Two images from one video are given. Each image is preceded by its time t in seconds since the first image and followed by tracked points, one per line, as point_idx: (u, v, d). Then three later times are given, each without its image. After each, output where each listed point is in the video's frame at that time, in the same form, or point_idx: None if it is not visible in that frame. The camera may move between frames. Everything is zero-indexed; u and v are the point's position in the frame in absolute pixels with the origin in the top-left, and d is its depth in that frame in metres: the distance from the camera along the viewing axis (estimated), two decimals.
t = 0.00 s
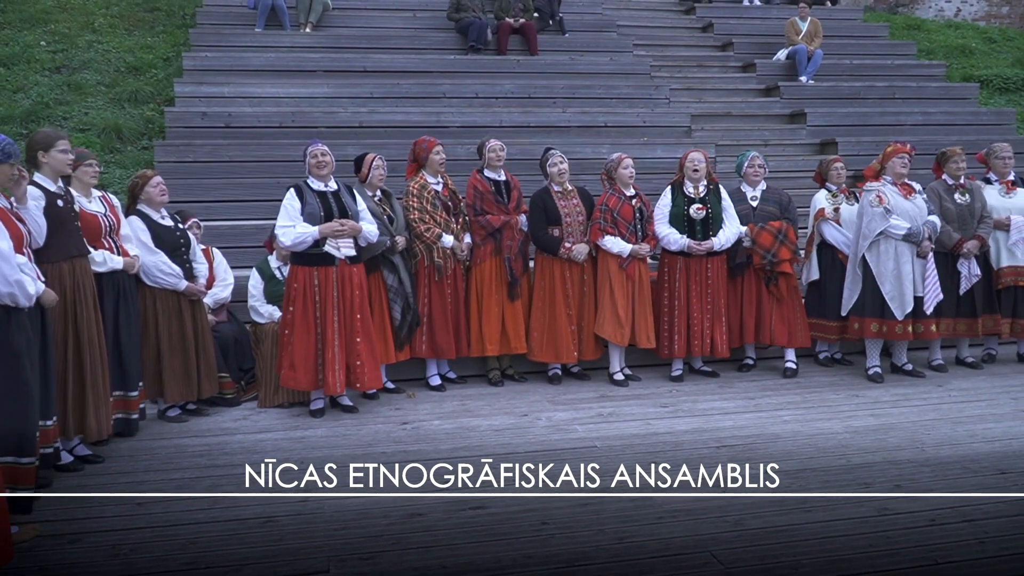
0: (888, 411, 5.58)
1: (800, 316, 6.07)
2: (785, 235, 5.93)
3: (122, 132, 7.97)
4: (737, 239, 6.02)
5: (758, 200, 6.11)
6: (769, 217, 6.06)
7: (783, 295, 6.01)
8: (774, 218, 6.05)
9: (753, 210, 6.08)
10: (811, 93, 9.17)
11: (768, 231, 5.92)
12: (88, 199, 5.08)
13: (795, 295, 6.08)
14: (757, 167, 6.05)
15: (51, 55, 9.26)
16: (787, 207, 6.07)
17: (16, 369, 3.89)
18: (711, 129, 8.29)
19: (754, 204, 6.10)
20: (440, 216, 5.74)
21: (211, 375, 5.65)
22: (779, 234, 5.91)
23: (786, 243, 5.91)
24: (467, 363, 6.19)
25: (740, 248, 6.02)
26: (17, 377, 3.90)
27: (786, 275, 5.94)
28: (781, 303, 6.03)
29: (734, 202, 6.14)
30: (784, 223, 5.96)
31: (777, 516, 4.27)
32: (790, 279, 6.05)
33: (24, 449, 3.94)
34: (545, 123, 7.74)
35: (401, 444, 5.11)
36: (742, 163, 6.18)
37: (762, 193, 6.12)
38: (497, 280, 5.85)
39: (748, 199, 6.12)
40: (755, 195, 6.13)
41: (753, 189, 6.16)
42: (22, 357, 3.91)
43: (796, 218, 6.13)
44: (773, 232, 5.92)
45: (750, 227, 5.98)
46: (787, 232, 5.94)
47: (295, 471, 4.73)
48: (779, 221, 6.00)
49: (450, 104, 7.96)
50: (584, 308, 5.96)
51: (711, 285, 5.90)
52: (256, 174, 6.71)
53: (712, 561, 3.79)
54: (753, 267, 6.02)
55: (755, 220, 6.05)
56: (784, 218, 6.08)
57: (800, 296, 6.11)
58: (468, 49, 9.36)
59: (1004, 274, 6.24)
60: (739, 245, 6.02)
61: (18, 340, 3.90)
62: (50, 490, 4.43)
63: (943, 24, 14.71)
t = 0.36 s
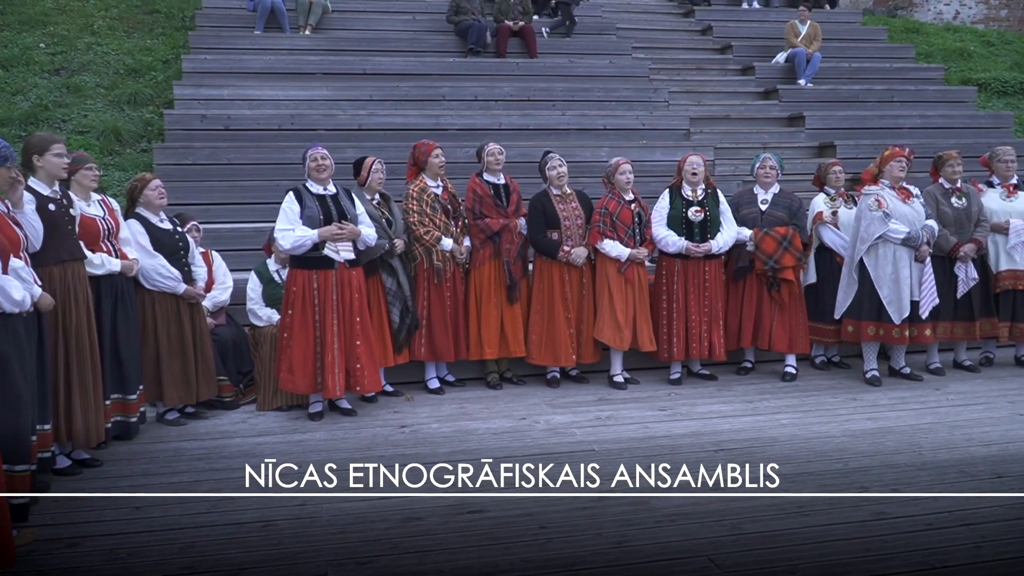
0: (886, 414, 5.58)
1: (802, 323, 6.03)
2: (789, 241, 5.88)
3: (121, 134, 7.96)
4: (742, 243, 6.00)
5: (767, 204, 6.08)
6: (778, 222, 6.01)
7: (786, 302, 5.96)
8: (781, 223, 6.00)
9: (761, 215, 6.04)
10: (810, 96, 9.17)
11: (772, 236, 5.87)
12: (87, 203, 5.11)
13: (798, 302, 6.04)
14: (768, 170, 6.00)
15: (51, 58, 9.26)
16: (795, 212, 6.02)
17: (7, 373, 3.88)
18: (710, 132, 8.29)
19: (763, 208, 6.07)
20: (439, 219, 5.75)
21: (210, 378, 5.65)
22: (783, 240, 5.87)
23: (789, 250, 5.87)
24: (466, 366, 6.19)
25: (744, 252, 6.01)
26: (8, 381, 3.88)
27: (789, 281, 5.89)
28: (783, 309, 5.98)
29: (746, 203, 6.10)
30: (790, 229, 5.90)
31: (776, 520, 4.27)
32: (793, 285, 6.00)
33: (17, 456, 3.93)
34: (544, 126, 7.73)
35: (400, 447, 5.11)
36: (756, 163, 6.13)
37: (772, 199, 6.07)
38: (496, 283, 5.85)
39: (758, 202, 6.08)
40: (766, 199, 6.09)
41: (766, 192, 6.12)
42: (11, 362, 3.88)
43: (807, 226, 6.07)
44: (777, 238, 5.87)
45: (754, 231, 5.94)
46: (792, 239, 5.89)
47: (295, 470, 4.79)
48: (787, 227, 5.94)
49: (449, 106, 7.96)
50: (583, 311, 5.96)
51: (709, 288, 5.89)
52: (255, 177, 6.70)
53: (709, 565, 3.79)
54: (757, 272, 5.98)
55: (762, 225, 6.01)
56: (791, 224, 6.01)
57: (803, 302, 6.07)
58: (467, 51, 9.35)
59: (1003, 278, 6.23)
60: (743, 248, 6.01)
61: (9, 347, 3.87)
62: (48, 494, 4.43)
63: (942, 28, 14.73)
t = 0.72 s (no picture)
0: (883, 417, 5.59)
1: (807, 326, 6.02)
2: (792, 245, 5.85)
3: (120, 137, 7.96)
4: (744, 246, 6.01)
5: (774, 207, 6.04)
6: (782, 225, 5.98)
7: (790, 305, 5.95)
8: (786, 227, 5.97)
9: (767, 218, 6.02)
10: (808, 99, 9.19)
11: (773, 240, 5.86)
12: (85, 206, 5.10)
13: (803, 305, 6.02)
14: (775, 172, 6.01)
15: (49, 61, 9.26)
16: (801, 216, 6.00)
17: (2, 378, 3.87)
18: (708, 134, 8.30)
19: (769, 210, 6.04)
20: (437, 222, 5.75)
21: (208, 380, 5.65)
22: (785, 244, 5.85)
23: (791, 254, 5.84)
24: (464, 369, 6.19)
25: (747, 256, 6.01)
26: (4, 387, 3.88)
27: (791, 285, 5.87)
28: (788, 312, 5.97)
29: (751, 207, 6.10)
30: (793, 233, 5.87)
31: (773, 522, 4.27)
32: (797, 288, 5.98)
33: (15, 462, 3.93)
34: (542, 129, 7.74)
35: (398, 450, 5.11)
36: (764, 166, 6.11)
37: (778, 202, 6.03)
38: (494, 286, 5.85)
39: (765, 205, 6.07)
40: (773, 202, 6.06)
41: (774, 195, 6.09)
42: (8, 365, 3.88)
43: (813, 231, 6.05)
44: (779, 241, 5.86)
45: (756, 235, 5.94)
46: (796, 243, 5.86)
47: (295, 471, 4.81)
48: (790, 231, 5.92)
49: (447, 109, 7.96)
50: (581, 314, 5.96)
51: (706, 291, 5.89)
52: (254, 180, 6.70)
53: (707, 567, 3.80)
54: (759, 276, 5.96)
55: (765, 228, 6.00)
56: (796, 227, 5.99)
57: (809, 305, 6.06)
58: (466, 54, 9.37)
59: (1005, 282, 6.19)
60: (746, 251, 6.00)
61: (5, 350, 3.87)
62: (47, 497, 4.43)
63: (939, 31, 14.77)
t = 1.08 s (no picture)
0: (880, 419, 5.60)
1: (806, 331, 5.94)
2: (789, 245, 5.83)
3: (117, 139, 7.96)
4: (744, 249, 6.01)
5: (776, 210, 6.00)
6: (784, 228, 5.93)
7: (788, 309, 5.88)
8: (787, 229, 5.92)
9: (767, 220, 6.01)
10: (806, 102, 9.20)
11: (770, 241, 5.85)
12: (83, 209, 5.10)
13: (803, 309, 5.95)
14: (780, 176, 5.97)
15: (46, 62, 9.26)
16: (803, 219, 5.95)
17: (4, 377, 3.90)
18: (706, 137, 8.30)
19: (773, 213, 6.01)
20: (436, 224, 5.75)
21: (205, 383, 5.65)
22: (783, 245, 5.83)
23: (788, 255, 5.83)
24: (462, 371, 6.17)
25: (747, 258, 5.99)
26: (7, 386, 3.90)
27: (787, 287, 5.83)
28: (786, 316, 5.90)
29: (755, 209, 6.08)
30: (792, 234, 5.85)
31: (771, 524, 4.27)
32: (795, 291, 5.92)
33: (17, 461, 3.96)
34: (540, 131, 7.74)
35: (397, 452, 5.12)
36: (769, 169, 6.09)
37: (782, 205, 5.99)
38: (491, 289, 5.85)
39: (768, 208, 6.04)
40: (777, 205, 6.01)
41: (778, 200, 6.05)
42: (9, 365, 3.91)
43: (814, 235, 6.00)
44: (776, 242, 5.84)
45: (755, 236, 5.93)
46: (794, 244, 5.84)
47: (294, 473, 4.81)
48: (789, 233, 5.88)
49: (446, 111, 7.96)
50: (578, 316, 5.96)
51: (706, 293, 5.89)
52: (252, 182, 6.69)
53: (705, 569, 3.80)
54: (756, 278, 5.94)
55: (766, 230, 5.99)
56: (797, 230, 5.94)
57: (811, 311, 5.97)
58: (464, 56, 9.37)
59: (1007, 285, 6.19)
60: (746, 253, 6.00)
61: (7, 350, 3.89)
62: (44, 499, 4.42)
63: (937, 34, 14.81)
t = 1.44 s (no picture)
0: (880, 422, 5.56)
1: (808, 334, 5.88)
2: (788, 249, 5.76)
3: (112, 139, 7.90)
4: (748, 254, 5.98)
5: (780, 211, 5.91)
6: (787, 230, 5.84)
7: (787, 313, 5.82)
8: (789, 232, 5.83)
9: (771, 222, 5.94)
10: (806, 102, 9.16)
11: (769, 244, 5.79)
12: (77, 209, 5.04)
13: (806, 313, 5.88)
14: (784, 177, 5.91)
15: (40, 61, 9.20)
16: (805, 221, 5.84)
17: (7, 376, 3.96)
18: (705, 138, 8.26)
19: (775, 215, 5.95)
20: (434, 225, 5.70)
21: (201, 385, 5.61)
22: (781, 248, 5.76)
23: (786, 258, 5.75)
24: (460, 373, 6.11)
25: (750, 260, 5.95)
26: (9, 385, 3.97)
27: (785, 291, 5.76)
28: (786, 319, 5.85)
29: (760, 211, 6.03)
30: (791, 237, 5.78)
31: (770, 527, 4.24)
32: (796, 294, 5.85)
33: (19, 460, 4.01)
34: (538, 132, 7.70)
35: (394, 455, 5.07)
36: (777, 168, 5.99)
37: (787, 206, 5.89)
38: (489, 290, 5.81)
39: (773, 209, 5.98)
40: (782, 206, 5.93)
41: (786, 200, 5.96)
42: (12, 365, 3.97)
43: (817, 238, 5.88)
44: (776, 245, 5.78)
45: (756, 239, 5.89)
46: (793, 247, 5.76)
47: (294, 473, 4.80)
48: (789, 236, 5.80)
49: (443, 112, 7.92)
50: (577, 317, 5.92)
51: (706, 294, 5.86)
52: (248, 183, 6.64)
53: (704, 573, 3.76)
54: (755, 280, 5.91)
55: (769, 231, 5.92)
56: (798, 233, 5.84)
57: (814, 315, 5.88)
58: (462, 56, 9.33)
59: (1008, 287, 6.19)
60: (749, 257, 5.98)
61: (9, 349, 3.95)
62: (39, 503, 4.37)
63: (937, 34, 14.79)
